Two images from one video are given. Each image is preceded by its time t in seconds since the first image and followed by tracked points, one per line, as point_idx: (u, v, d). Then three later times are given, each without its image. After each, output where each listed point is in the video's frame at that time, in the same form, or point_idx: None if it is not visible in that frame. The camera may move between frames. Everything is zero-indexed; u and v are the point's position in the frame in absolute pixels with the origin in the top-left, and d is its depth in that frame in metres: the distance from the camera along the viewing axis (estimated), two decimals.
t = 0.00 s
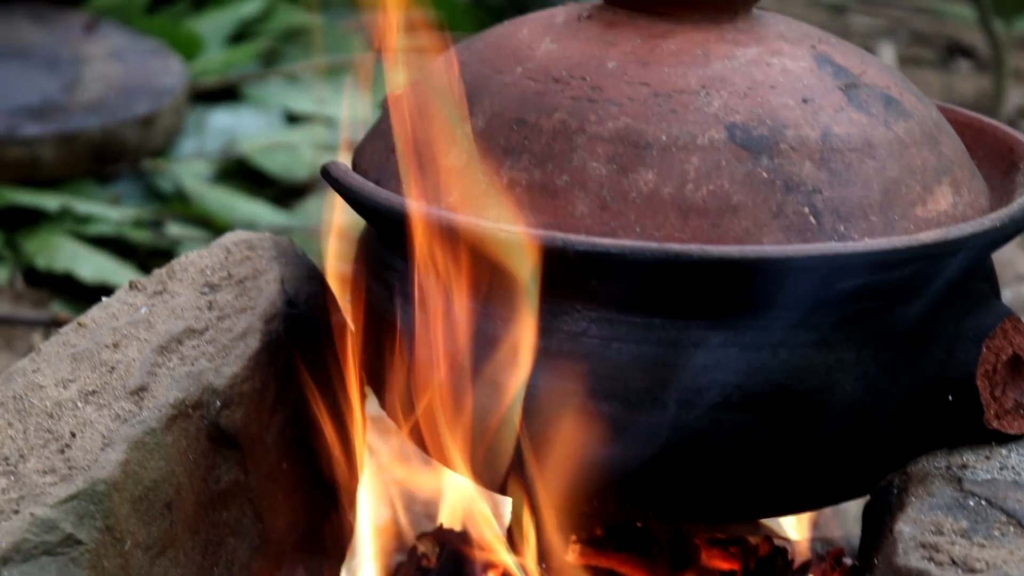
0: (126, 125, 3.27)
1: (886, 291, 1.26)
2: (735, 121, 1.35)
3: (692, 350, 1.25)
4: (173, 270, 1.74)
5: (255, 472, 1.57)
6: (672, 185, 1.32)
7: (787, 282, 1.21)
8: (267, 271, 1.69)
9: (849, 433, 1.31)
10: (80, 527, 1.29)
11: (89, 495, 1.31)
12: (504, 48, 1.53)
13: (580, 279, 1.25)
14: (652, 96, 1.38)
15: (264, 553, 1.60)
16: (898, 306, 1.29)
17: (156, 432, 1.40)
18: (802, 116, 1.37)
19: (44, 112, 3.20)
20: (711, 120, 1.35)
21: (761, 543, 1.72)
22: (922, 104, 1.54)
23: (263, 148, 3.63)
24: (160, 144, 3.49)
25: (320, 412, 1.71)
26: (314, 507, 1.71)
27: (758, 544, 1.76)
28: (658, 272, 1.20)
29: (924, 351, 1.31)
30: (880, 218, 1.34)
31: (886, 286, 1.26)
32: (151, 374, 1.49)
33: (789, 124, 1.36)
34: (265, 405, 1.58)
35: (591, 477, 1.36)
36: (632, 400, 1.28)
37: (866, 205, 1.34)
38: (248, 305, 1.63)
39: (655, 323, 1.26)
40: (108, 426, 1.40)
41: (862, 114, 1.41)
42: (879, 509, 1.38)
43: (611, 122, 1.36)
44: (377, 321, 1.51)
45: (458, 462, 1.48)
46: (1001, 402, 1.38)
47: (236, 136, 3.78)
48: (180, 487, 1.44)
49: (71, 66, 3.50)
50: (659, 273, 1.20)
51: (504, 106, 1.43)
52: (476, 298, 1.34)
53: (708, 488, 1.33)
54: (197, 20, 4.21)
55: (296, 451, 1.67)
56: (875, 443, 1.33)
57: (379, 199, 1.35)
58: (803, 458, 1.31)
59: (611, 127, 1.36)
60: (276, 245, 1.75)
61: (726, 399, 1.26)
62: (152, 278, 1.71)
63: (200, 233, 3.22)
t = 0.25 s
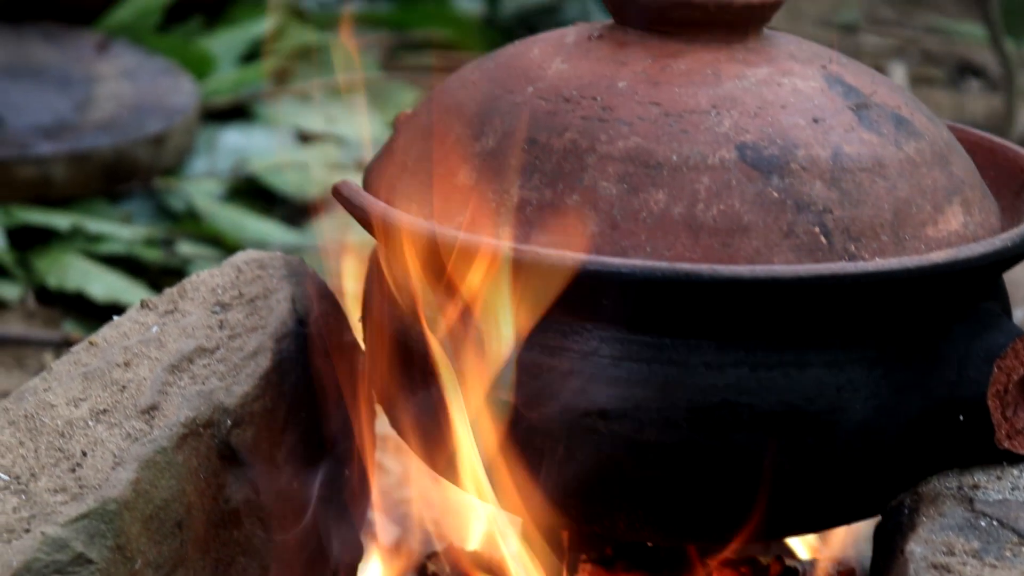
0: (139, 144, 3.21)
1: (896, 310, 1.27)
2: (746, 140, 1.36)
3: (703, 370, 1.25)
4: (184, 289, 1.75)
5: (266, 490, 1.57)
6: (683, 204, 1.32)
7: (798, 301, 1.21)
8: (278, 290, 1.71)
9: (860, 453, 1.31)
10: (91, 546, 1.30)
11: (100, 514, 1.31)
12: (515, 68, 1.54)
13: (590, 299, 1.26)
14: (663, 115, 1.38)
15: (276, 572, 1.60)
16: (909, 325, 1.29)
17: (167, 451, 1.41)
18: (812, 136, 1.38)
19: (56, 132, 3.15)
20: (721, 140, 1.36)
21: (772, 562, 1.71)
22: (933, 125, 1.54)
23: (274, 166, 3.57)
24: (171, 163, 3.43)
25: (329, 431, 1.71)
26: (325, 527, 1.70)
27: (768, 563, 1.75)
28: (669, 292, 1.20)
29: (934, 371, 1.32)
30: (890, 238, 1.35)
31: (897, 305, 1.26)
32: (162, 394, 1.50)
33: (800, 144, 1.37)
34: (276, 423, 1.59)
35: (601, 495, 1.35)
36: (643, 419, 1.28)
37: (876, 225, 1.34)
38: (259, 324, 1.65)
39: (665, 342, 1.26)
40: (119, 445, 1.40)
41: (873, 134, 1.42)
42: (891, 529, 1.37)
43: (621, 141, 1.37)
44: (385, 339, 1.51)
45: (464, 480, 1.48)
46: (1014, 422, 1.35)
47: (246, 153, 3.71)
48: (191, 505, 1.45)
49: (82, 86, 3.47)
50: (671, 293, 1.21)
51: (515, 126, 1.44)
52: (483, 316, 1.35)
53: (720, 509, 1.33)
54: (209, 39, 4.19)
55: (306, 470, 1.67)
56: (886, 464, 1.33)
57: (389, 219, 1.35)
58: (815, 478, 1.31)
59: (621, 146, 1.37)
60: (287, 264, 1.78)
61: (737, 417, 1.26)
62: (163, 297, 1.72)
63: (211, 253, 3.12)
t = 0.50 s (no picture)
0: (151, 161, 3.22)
1: (907, 328, 1.27)
2: (758, 158, 1.36)
3: (715, 387, 1.25)
4: (196, 305, 1.76)
5: (278, 506, 1.58)
6: (695, 221, 1.33)
7: (809, 318, 1.22)
8: (291, 306, 1.72)
9: (872, 471, 1.30)
10: (103, 562, 1.31)
11: (112, 530, 1.32)
12: (528, 85, 1.55)
13: (602, 316, 1.26)
14: (675, 133, 1.39)
15: None
16: (921, 343, 1.29)
17: (178, 467, 1.42)
18: (824, 153, 1.38)
19: (69, 148, 3.17)
20: (733, 157, 1.36)
21: None
22: (946, 142, 1.54)
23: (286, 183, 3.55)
24: (185, 180, 3.41)
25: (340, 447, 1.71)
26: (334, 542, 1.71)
27: None
28: (681, 309, 1.21)
29: (947, 389, 1.31)
30: (902, 256, 1.35)
31: (908, 322, 1.26)
32: (175, 410, 1.52)
33: (812, 161, 1.37)
34: (288, 438, 1.60)
35: (611, 513, 1.35)
36: (654, 436, 1.28)
37: (888, 243, 1.35)
38: (271, 340, 1.66)
39: (677, 359, 1.26)
40: (131, 461, 1.42)
41: (885, 152, 1.42)
42: (903, 547, 1.36)
43: (633, 158, 1.38)
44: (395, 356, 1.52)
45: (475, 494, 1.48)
46: None
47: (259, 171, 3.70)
48: (203, 521, 1.45)
49: (96, 102, 3.50)
50: (682, 310, 1.21)
51: (528, 143, 1.45)
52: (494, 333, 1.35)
53: (731, 527, 1.33)
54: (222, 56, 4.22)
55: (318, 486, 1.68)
56: (897, 481, 1.33)
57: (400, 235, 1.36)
58: (826, 496, 1.31)
59: (633, 163, 1.37)
60: (299, 280, 1.78)
61: (748, 434, 1.26)
62: (176, 313, 1.73)
63: (222, 268, 3.07)
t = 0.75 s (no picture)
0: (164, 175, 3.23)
1: (919, 344, 1.27)
2: (770, 174, 1.37)
3: (727, 403, 1.25)
4: (209, 320, 1.79)
5: (289, 521, 1.62)
6: (707, 238, 1.33)
7: (821, 335, 1.22)
8: (303, 321, 1.77)
9: (884, 488, 1.31)
10: None
11: (125, 544, 1.33)
12: (541, 101, 1.56)
13: (614, 332, 1.26)
14: (687, 149, 1.39)
15: None
16: (933, 360, 1.29)
17: (191, 481, 1.43)
18: (837, 170, 1.38)
19: (81, 162, 3.18)
20: (746, 174, 1.37)
21: None
22: (958, 159, 1.54)
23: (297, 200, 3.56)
24: (197, 194, 3.43)
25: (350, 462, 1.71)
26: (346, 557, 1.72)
27: None
28: (694, 325, 1.21)
29: (958, 406, 1.32)
30: (915, 272, 1.35)
31: (921, 339, 1.26)
32: (188, 424, 1.53)
33: (824, 178, 1.37)
34: (298, 454, 1.62)
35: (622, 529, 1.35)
36: (667, 452, 1.28)
37: (901, 259, 1.35)
38: (284, 354, 1.69)
39: (689, 375, 1.26)
40: (145, 475, 1.43)
41: (897, 169, 1.42)
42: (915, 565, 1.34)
43: (646, 175, 1.38)
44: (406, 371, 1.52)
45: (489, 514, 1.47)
46: None
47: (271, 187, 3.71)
48: (215, 535, 1.47)
49: (108, 117, 3.52)
50: (694, 326, 1.21)
51: (541, 159, 1.46)
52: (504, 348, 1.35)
53: (743, 545, 1.32)
54: (235, 72, 4.25)
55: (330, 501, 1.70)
56: (906, 498, 1.33)
57: (413, 250, 1.37)
58: (838, 513, 1.31)
59: (646, 180, 1.38)
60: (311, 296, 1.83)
61: (760, 451, 1.26)
62: (189, 328, 1.75)
63: (234, 283, 3.08)
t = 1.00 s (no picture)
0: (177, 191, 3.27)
1: (934, 360, 1.27)
2: (785, 189, 1.37)
3: (741, 419, 1.25)
4: (224, 334, 1.77)
5: (303, 536, 1.59)
6: (721, 252, 1.33)
7: (836, 350, 1.22)
8: (318, 335, 1.76)
9: (900, 503, 1.31)
10: None
11: (139, 558, 1.34)
12: (555, 116, 1.56)
13: (629, 347, 1.27)
14: (701, 164, 1.40)
15: None
16: (948, 375, 1.29)
17: (205, 495, 1.44)
18: (851, 185, 1.39)
19: (97, 176, 3.20)
20: (760, 189, 1.37)
21: None
22: (972, 175, 1.54)
23: (311, 214, 3.57)
24: (211, 209, 3.45)
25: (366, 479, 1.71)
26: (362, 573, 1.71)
27: None
28: (708, 340, 1.21)
29: (975, 422, 1.32)
30: (930, 288, 1.35)
31: (936, 354, 1.26)
32: (202, 438, 1.54)
33: (839, 194, 1.37)
34: (314, 468, 1.61)
35: (641, 546, 1.34)
36: (682, 467, 1.28)
37: (915, 275, 1.35)
38: (298, 369, 1.68)
39: (704, 390, 1.26)
40: (159, 488, 1.44)
41: (912, 185, 1.42)
42: None
43: (660, 190, 1.39)
44: (423, 386, 1.54)
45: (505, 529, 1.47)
46: None
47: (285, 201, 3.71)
48: (228, 550, 1.46)
49: (123, 132, 3.56)
50: (708, 341, 1.22)
51: (555, 174, 1.46)
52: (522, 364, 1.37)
53: (759, 563, 1.32)
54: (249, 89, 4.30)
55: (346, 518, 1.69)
56: (922, 513, 1.33)
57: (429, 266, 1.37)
58: (855, 529, 1.30)
59: (660, 195, 1.38)
60: (326, 309, 1.82)
61: (776, 466, 1.26)
62: (203, 342, 1.74)
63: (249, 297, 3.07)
